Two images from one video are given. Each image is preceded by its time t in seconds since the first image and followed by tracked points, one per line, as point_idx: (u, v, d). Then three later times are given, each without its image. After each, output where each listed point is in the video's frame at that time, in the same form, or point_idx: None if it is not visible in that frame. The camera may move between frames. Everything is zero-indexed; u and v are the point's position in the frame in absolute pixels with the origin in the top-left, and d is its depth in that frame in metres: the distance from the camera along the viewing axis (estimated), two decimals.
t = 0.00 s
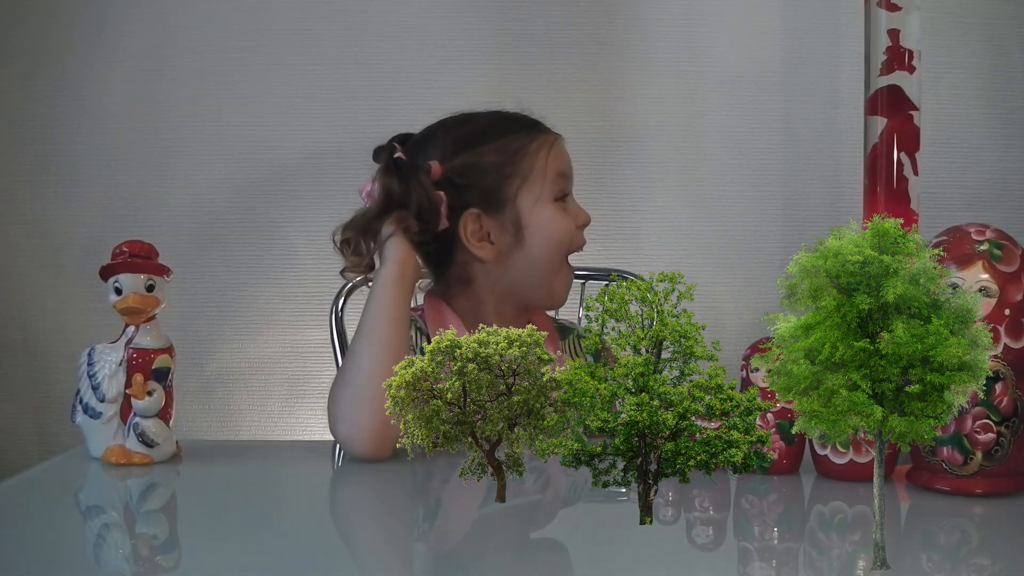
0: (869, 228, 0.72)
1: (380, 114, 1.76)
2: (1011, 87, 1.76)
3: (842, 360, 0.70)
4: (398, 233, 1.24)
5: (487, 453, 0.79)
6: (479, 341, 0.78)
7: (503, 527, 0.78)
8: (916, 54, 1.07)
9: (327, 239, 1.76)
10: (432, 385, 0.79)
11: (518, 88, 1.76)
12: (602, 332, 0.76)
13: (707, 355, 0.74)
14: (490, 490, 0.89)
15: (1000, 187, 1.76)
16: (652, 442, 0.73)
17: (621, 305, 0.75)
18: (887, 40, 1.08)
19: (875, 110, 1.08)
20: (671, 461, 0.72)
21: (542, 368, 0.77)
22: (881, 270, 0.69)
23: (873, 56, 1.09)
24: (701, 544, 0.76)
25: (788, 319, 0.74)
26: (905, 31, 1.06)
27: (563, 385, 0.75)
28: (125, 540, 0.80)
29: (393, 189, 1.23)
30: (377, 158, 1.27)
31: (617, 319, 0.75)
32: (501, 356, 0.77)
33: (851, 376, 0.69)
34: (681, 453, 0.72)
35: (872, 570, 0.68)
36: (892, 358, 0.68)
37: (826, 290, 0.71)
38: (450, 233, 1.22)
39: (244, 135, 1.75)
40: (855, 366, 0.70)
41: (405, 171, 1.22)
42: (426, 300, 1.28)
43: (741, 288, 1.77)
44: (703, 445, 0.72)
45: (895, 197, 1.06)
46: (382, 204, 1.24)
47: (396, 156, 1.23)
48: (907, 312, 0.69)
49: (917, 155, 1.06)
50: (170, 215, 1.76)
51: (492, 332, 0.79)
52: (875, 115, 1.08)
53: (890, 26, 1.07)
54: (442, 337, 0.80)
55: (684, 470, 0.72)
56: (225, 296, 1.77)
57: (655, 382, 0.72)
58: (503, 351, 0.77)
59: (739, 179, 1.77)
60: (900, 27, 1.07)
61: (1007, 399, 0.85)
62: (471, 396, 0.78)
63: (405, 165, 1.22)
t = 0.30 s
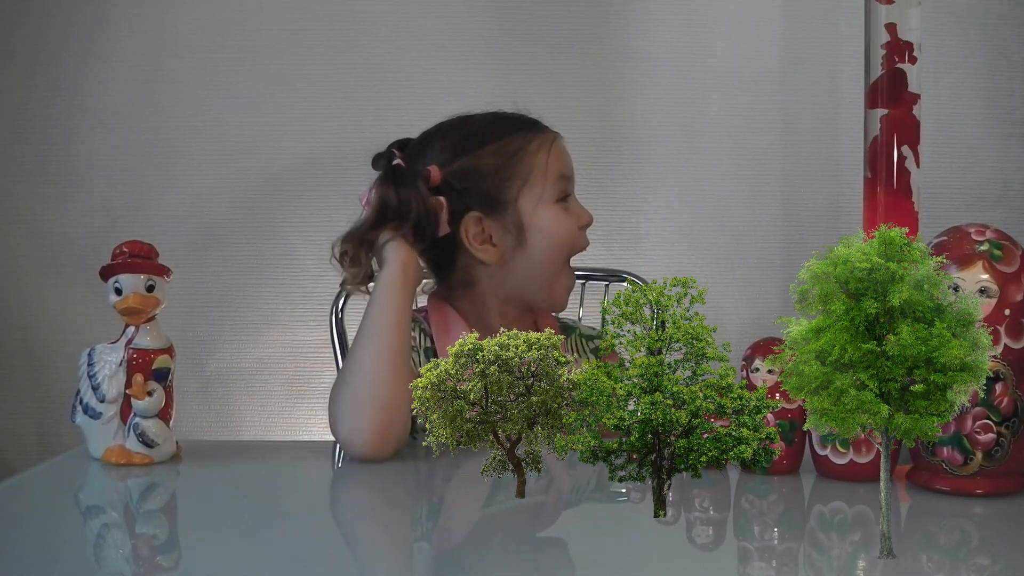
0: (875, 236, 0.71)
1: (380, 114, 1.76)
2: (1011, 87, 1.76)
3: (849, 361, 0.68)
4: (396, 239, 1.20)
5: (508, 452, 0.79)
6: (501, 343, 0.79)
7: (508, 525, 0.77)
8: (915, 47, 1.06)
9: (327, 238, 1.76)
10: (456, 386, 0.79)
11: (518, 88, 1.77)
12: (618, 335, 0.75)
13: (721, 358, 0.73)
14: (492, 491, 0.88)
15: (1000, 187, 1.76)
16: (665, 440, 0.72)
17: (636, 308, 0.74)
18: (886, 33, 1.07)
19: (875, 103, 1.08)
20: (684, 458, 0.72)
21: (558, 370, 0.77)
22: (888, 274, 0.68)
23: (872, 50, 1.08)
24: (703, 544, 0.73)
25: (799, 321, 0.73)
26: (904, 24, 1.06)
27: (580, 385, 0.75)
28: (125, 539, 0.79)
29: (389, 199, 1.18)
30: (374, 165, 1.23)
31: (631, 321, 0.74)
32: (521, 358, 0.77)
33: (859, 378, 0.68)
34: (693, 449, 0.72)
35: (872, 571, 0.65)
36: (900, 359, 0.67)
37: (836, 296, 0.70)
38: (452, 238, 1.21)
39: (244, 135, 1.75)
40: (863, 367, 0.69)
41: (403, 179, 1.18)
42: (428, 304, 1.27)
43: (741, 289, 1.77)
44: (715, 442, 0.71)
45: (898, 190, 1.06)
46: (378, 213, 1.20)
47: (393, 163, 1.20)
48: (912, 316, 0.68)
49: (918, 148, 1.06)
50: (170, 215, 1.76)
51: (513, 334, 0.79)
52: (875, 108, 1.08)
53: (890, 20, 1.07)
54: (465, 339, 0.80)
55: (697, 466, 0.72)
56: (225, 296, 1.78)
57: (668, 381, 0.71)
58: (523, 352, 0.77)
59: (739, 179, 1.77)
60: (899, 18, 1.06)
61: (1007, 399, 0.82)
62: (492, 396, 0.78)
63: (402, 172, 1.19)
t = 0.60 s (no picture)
0: (881, 244, 0.71)
1: (380, 115, 1.76)
2: (1011, 87, 1.76)
3: (855, 361, 0.68)
4: (398, 240, 1.18)
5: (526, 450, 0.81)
6: (518, 347, 0.81)
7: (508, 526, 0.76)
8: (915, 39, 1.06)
9: (327, 238, 1.76)
10: (477, 387, 0.81)
11: (517, 88, 1.77)
12: (632, 337, 0.78)
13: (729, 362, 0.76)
14: (492, 490, 0.88)
15: (1000, 187, 1.76)
16: (679, 437, 0.75)
17: (648, 312, 0.77)
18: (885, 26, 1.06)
19: (876, 98, 1.07)
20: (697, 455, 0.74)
21: (572, 371, 0.80)
22: (893, 279, 0.68)
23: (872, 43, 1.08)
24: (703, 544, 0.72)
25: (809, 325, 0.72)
26: (904, 16, 1.05)
27: (596, 385, 0.78)
28: (124, 539, 0.78)
29: (389, 199, 1.17)
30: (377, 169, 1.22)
31: (642, 325, 0.77)
32: (539, 360, 0.79)
33: (865, 378, 0.68)
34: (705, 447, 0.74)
35: (871, 570, 0.64)
36: (906, 360, 0.67)
37: (845, 300, 0.69)
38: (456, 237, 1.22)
39: (244, 135, 1.75)
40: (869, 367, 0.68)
41: (403, 179, 1.17)
42: (431, 304, 1.27)
43: (741, 289, 1.77)
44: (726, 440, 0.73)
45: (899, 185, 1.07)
46: (379, 214, 1.18)
47: (395, 164, 1.19)
48: (917, 320, 0.68)
49: (918, 141, 1.07)
50: (170, 215, 1.76)
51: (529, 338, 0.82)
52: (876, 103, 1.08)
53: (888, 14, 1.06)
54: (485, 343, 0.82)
55: (708, 462, 0.74)
56: (225, 296, 1.78)
57: (682, 381, 0.74)
58: (540, 355, 0.79)
59: (739, 179, 1.77)
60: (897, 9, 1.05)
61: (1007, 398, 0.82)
62: (512, 397, 0.80)
63: (403, 173, 1.17)
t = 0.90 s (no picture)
0: (888, 252, 0.69)
1: (380, 115, 1.77)
2: (1011, 87, 1.76)
3: (863, 362, 0.66)
4: (403, 239, 1.18)
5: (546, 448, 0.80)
6: (540, 349, 0.79)
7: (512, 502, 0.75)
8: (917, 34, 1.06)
9: (327, 238, 1.76)
10: (501, 387, 0.79)
11: (517, 88, 1.77)
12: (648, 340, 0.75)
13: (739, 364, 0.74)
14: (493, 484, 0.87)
15: (1000, 187, 1.77)
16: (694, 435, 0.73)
17: (664, 315, 0.75)
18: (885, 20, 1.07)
19: (876, 91, 1.08)
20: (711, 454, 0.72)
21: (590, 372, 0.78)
22: (900, 285, 0.66)
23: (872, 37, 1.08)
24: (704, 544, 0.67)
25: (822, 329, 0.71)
26: (904, 10, 1.05)
27: (613, 384, 0.76)
28: (124, 539, 0.73)
29: (398, 198, 1.18)
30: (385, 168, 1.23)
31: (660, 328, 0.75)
32: (559, 362, 0.78)
33: (871, 378, 0.66)
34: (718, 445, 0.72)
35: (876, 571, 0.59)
36: (911, 361, 0.65)
37: (854, 306, 0.68)
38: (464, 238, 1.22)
39: (244, 135, 1.76)
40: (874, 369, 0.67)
41: (411, 178, 1.18)
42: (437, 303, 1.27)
43: (741, 288, 1.77)
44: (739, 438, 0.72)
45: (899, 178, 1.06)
46: (387, 213, 1.19)
47: (404, 164, 1.20)
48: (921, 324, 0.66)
49: (919, 135, 1.06)
50: (170, 216, 1.76)
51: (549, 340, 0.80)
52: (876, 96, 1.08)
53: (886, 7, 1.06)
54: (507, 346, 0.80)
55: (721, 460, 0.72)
56: (225, 296, 1.78)
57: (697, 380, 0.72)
58: (560, 356, 0.77)
59: (739, 179, 1.77)
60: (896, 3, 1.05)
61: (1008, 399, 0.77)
62: (533, 397, 0.78)
63: (411, 173, 1.19)
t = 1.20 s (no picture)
0: (895, 259, 0.67)
1: (380, 115, 1.77)
2: (1011, 87, 1.76)
3: (867, 364, 0.66)
4: (415, 240, 1.15)
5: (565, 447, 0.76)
6: (558, 351, 0.76)
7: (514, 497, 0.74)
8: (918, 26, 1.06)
9: (328, 238, 1.76)
10: (522, 389, 0.75)
11: (516, 88, 1.77)
12: (664, 342, 0.72)
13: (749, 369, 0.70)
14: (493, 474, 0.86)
15: (1000, 187, 1.77)
16: (704, 430, 0.70)
17: (675, 317, 0.71)
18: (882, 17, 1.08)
19: (875, 85, 1.08)
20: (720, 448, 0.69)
21: (606, 375, 0.74)
22: (906, 289, 0.64)
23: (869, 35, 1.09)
24: (703, 543, 0.62)
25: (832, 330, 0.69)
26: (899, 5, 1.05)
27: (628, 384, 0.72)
28: (124, 540, 0.67)
29: (407, 200, 1.15)
30: (393, 170, 1.20)
31: (673, 330, 0.72)
32: (576, 365, 0.74)
33: (875, 378, 0.65)
34: (728, 441, 0.69)
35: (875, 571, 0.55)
36: (916, 361, 0.64)
37: (862, 312, 0.66)
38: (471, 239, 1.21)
39: (243, 135, 1.76)
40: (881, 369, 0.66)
41: (419, 180, 1.15)
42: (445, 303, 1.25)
43: (741, 289, 1.78)
44: (749, 435, 0.69)
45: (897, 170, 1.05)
46: (397, 215, 1.16)
47: (411, 165, 1.17)
48: (926, 327, 0.65)
49: (919, 129, 1.05)
50: (170, 216, 1.76)
51: (566, 343, 0.76)
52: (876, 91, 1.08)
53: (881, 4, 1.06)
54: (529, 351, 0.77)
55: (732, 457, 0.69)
56: (225, 296, 1.78)
57: (707, 380, 0.69)
58: (576, 359, 0.74)
59: (739, 179, 1.77)
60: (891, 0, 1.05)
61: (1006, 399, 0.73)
62: (551, 398, 0.74)
63: (419, 174, 1.15)
